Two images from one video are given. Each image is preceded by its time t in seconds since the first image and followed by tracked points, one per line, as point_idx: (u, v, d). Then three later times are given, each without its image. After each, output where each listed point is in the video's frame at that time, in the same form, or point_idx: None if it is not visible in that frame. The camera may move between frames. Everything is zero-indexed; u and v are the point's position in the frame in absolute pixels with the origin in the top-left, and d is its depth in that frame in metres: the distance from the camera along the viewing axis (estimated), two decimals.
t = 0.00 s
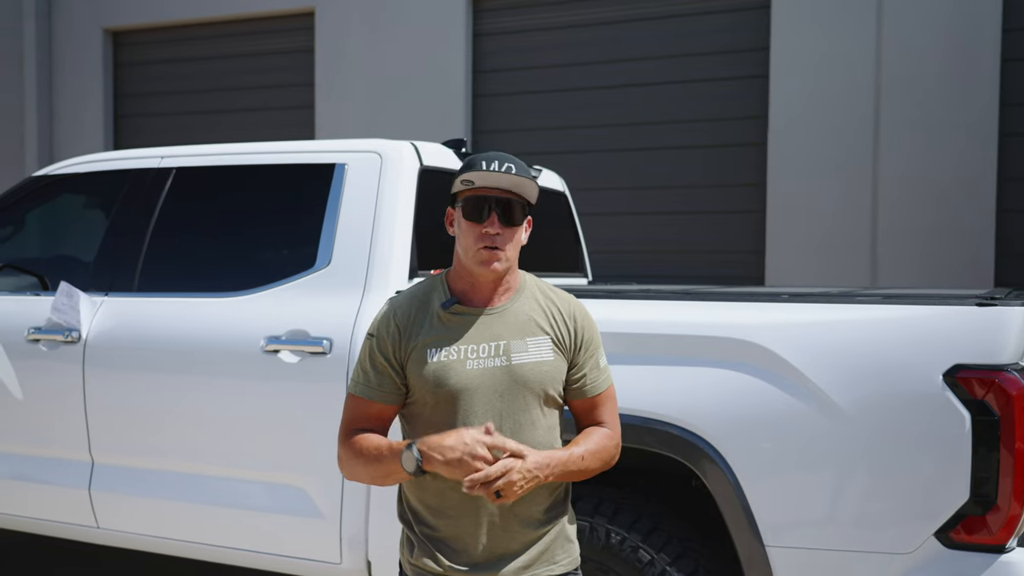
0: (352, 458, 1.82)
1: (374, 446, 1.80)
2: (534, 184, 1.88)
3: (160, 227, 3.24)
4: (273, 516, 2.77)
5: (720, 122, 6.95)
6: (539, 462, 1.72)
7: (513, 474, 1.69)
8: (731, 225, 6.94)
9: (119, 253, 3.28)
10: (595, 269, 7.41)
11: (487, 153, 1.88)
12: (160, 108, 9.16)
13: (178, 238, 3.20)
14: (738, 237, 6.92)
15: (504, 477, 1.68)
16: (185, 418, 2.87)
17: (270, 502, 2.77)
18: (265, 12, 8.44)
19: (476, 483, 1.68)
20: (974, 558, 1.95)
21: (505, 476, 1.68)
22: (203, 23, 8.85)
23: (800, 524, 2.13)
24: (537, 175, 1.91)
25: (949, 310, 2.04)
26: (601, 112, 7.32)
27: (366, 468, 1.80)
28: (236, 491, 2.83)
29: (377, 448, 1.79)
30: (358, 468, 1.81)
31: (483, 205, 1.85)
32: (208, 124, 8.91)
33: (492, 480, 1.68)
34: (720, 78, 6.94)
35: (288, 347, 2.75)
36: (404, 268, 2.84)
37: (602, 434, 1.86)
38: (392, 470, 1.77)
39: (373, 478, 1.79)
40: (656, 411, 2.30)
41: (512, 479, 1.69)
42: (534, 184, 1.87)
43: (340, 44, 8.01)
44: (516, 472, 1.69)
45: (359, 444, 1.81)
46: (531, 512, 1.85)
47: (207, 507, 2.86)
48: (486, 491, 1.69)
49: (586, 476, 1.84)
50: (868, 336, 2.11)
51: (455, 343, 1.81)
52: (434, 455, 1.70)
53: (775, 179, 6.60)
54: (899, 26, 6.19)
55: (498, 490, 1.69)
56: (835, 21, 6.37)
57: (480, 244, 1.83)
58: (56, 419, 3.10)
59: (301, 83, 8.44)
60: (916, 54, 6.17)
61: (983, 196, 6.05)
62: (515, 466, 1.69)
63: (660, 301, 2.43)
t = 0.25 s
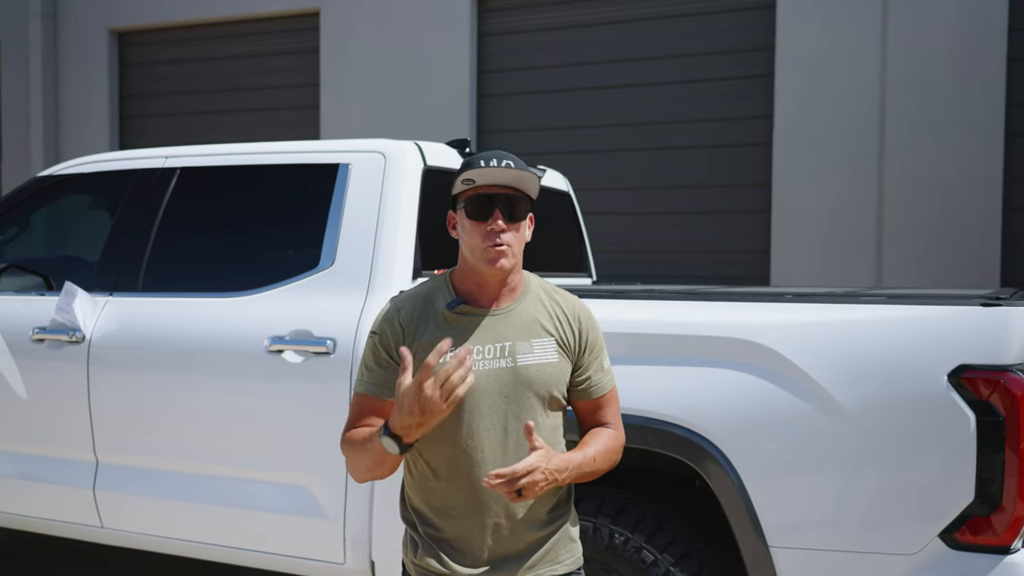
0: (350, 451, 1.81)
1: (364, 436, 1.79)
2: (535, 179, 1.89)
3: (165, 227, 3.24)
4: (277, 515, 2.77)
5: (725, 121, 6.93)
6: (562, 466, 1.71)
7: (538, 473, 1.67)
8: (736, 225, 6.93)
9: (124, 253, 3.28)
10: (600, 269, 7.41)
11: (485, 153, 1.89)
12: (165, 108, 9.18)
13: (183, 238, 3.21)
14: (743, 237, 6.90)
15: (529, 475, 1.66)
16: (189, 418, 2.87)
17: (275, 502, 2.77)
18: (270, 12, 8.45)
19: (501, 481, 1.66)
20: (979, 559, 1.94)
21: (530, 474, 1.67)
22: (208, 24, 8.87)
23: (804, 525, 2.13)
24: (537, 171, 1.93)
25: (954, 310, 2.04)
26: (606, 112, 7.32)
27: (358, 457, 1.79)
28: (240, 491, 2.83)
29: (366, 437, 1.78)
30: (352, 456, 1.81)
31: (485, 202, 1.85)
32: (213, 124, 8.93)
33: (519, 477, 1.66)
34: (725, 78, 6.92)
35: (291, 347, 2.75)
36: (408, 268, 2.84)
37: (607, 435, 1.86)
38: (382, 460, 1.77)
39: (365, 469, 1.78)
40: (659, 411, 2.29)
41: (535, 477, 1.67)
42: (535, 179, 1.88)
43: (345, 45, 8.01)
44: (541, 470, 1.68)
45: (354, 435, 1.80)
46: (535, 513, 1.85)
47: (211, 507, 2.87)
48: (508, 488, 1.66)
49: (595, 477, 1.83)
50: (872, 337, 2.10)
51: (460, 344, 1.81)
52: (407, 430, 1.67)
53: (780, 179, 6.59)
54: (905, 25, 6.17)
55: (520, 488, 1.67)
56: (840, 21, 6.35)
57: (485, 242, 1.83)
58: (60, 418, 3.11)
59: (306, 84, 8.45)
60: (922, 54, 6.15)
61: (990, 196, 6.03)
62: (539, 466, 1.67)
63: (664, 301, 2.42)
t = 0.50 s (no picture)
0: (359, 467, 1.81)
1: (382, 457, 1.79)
2: (519, 168, 1.90)
3: (169, 226, 3.25)
4: (280, 515, 2.77)
5: (729, 121, 6.92)
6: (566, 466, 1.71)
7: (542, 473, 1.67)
8: (740, 225, 6.91)
9: (128, 253, 3.29)
10: (603, 269, 7.40)
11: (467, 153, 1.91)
12: (170, 108, 9.19)
13: (186, 238, 3.21)
14: (747, 237, 6.89)
15: (536, 476, 1.66)
16: (193, 418, 2.88)
17: (278, 502, 2.78)
18: (274, 13, 8.46)
19: (506, 483, 1.66)
20: (983, 560, 1.94)
21: (537, 475, 1.66)
22: (212, 24, 8.88)
23: (808, 525, 2.12)
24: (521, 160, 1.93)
25: (957, 311, 2.03)
26: (609, 112, 7.31)
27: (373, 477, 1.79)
28: (243, 491, 2.83)
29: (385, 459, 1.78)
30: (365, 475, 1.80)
31: (473, 199, 1.86)
32: (217, 124, 8.94)
33: (524, 478, 1.66)
34: (729, 78, 6.91)
35: (295, 347, 2.75)
36: (411, 268, 2.84)
37: (612, 433, 1.86)
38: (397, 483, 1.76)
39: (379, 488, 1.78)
40: (660, 411, 2.29)
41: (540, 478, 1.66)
42: (519, 166, 1.88)
43: (349, 45, 8.02)
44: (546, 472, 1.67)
45: (367, 451, 1.80)
46: (539, 513, 1.85)
47: (214, 506, 2.87)
48: (515, 491, 1.66)
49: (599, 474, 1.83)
50: (875, 337, 2.09)
51: (464, 344, 1.80)
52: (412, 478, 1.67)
53: (784, 179, 6.58)
54: (910, 25, 6.15)
55: (528, 491, 1.67)
56: (845, 20, 6.34)
57: (479, 238, 1.83)
58: (65, 418, 3.11)
59: (310, 84, 8.46)
60: (927, 53, 6.13)
61: (995, 196, 6.01)
62: (545, 466, 1.67)
63: (667, 301, 2.42)
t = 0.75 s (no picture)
0: (365, 465, 1.82)
1: (387, 452, 1.81)
2: (515, 172, 1.88)
3: (172, 226, 3.25)
4: (282, 515, 2.77)
5: (732, 121, 6.91)
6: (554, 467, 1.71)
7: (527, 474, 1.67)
8: (744, 225, 6.91)
9: (131, 253, 3.29)
10: (607, 269, 7.40)
11: (462, 155, 1.89)
12: (174, 109, 9.21)
13: (189, 238, 3.21)
14: (752, 237, 6.88)
15: (520, 477, 1.67)
16: (196, 418, 2.88)
17: (280, 502, 2.78)
18: (278, 13, 8.47)
19: (490, 483, 1.68)
20: (987, 561, 1.93)
21: (522, 476, 1.67)
22: (216, 25, 8.90)
23: (811, 526, 2.12)
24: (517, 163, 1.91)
25: (961, 311, 2.02)
26: (613, 112, 7.31)
27: (379, 472, 1.80)
28: (246, 491, 2.83)
29: (391, 453, 1.80)
30: (370, 473, 1.82)
31: (470, 204, 1.85)
32: (221, 125, 8.95)
33: (508, 480, 1.67)
34: (733, 78, 6.89)
35: (298, 347, 2.76)
36: (414, 268, 2.84)
37: (612, 433, 1.85)
38: (405, 475, 1.77)
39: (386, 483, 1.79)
40: (660, 411, 2.29)
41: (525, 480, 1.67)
42: (513, 172, 1.87)
43: (353, 45, 8.02)
44: (531, 474, 1.68)
45: (371, 448, 1.82)
46: (543, 514, 1.84)
47: (218, 506, 2.87)
48: (501, 492, 1.68)
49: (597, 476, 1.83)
50: (879, 338, 2.09)
51: (461, 344, 1.80)
52: (444, 462, 1.71)
53: (788, 179, 6.57)
54: (915, 25, 6.14)
55: (513, 492, 1.68)
56: (850, 20, 6.33)
57: (476, 243, 1.83)
58: (68, 418, 3.12)
59: (314, 84, 8.47)
60: (931, 53, 6.12)
61: (1000, 196, 5.99)
62: (530, 466, 1.68)
63: (670, 301, 2.42)
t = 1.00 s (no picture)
0: (370, 465, 1.82)
1: (395, 453, 1.80)
2: (525, 180, 1.88)
3: (176, 226, 3.26)
4: (285, 515, 2.77)
5: (736, 121, 6.90)
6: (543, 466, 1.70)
7: (511, 479, 1.66)
8: (748, 225, 6.90)
9: (135, 254, 3.30)
10: (611, 269, 7.40)
11: (476, 158, 1.87)
12: (178, 110, 9.23)
13: (193, 238, 3.22)
14: (756, 237, 6.88)
15: (505, 481, 1.66)
16: (200, 418, 2.88)
17: (284, 502, 2.78)
18: (283, 13, 8.47)
19: (478, 488, 1.68)
20: (992, 562, 1.92)
21: (506, 480, 1.66)
22: (220, 25, 8.91)
23: (814, 527, 2.11)
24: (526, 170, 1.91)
25: (965, 312, 2.02)
26: (617, 112, 7.30)
27: (387, 473, 1.80)
28: (250, 491, 2.83)
29: (399, 454, 1.80)
30: (378, 475, 1.82)
31: (480, 210, 1.84)
32: (226, 125, 8.97)
33: (493, 484, 1.67)
34: (737, 77, 6.88)
35: (301, 348, 2.76)
36: (417, 268, 2.84)
37: (612, 435, 1.84)
38: (414, 475, 1.77)
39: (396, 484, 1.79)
40: (662, 411, 2.29)
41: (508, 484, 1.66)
42: (526, 180, 1.86)
43: (356, 46, 8.03)
44: (514, 478, 1.67)
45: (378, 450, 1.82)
46: (543, 514, 1.84)
47: (221, 506, 2.87)
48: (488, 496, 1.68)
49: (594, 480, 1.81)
50: (882, 338, 2.08)
51: (460, 346, 1.81)
52: (456, 463, 1.71)
53: (792, 179, 6.56)
54: (920, 24, 6.12)
55: (500, 493, 1.67)
56: (855, 20, 6.31)
57: (485, 250, 1.82)
58: (73, 418, 3.12)
59: (318, 85, 8.48)
60: (936, 53, 6.11)
61: (1005, 196, 5.96)
62: (515, 471, 1.67)
63: (674, 301, 2.42)
